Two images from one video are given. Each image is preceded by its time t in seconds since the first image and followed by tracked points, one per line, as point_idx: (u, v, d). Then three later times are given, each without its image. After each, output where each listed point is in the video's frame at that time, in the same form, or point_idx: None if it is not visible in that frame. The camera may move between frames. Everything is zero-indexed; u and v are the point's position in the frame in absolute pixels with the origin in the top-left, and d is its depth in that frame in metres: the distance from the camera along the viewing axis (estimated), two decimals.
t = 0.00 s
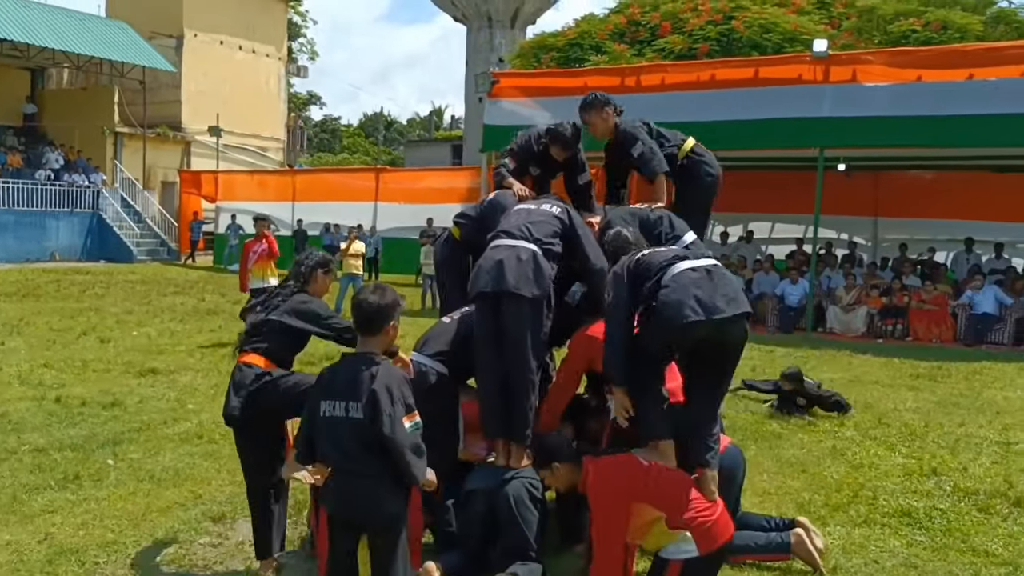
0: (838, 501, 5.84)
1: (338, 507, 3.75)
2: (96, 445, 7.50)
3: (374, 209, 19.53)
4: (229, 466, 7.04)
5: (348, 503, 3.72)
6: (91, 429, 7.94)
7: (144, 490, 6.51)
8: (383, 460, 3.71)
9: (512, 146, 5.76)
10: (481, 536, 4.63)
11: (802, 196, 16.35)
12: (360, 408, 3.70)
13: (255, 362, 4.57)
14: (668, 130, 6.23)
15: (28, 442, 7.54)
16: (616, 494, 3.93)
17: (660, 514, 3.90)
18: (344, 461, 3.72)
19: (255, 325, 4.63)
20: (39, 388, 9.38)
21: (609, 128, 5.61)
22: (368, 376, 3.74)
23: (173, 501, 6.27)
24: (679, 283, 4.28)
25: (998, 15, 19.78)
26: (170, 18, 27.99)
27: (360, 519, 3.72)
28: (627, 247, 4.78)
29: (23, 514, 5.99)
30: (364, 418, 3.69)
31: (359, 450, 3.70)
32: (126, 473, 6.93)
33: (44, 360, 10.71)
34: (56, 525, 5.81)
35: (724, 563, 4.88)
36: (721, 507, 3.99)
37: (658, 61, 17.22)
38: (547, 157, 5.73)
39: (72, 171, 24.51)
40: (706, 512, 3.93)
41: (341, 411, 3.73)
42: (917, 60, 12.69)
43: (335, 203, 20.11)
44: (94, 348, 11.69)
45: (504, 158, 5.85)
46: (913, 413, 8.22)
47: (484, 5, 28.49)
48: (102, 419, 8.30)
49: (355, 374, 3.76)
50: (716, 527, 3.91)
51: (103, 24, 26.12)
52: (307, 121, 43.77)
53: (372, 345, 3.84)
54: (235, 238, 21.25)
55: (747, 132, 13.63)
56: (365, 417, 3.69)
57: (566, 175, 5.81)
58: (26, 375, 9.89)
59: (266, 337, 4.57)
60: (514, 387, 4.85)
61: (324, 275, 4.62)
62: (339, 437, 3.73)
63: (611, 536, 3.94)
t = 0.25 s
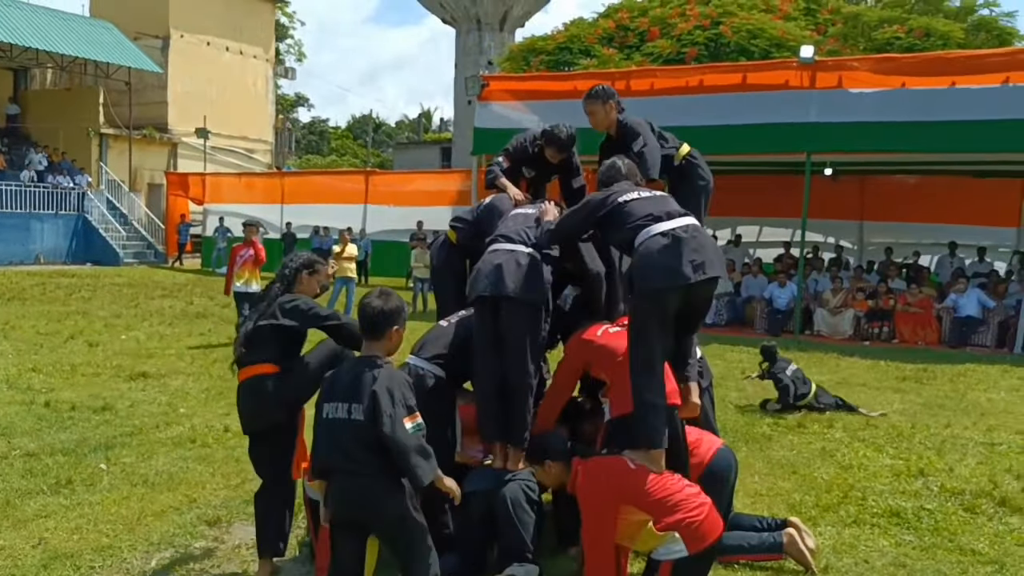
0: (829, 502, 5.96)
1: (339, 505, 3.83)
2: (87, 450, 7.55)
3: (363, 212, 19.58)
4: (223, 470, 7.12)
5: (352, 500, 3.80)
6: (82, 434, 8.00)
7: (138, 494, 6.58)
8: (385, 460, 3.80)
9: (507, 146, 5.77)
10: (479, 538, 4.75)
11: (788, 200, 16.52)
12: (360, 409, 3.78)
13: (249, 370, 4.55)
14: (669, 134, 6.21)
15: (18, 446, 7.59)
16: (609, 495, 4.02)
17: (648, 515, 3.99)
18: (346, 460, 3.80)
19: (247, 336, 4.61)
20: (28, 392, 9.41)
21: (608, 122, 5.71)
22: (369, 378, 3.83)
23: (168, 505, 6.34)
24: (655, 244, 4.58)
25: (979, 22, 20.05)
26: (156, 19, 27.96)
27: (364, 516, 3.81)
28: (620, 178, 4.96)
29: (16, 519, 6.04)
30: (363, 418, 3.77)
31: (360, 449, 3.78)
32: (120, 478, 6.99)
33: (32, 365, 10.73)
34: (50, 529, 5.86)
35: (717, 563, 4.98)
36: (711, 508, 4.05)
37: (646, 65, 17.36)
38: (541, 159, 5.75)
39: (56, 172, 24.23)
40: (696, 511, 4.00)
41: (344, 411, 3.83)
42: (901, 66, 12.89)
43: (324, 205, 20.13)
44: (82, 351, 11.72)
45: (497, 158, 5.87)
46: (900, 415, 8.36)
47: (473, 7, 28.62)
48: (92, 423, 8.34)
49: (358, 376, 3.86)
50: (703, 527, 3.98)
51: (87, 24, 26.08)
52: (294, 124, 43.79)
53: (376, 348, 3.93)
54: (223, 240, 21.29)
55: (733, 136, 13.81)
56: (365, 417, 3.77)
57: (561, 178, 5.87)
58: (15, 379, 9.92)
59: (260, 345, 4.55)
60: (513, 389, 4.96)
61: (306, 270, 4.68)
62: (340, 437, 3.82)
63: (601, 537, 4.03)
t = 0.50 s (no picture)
0: (813, 503, 6.08)
1: (389, 504, 3.94)
2: (72, 456, 7.58)
3: (347, 215, 19.60)
4: (210, 475, 7.17)
5: (398, 500, 3.92)
6: (66, 440, 8.02)
7: (126, 500, 6.62)
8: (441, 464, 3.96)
9: (500, 151, 5.88)
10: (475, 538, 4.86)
11: (769, 205, 16.71)
12: (438, 413, 3.95)
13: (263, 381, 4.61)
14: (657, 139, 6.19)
15: (3, 452, 7.61)
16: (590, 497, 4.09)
17: (632, 515, 4.09)
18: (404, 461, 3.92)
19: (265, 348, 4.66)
20: (10, 398, 9.42)
21: (600, 119, 5.81)
22: (437, 384, 4.00)
23: (156, 511, 6.39)
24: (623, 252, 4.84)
25: (955, 30, 20.35)
26: (136, 22, 27.89)
27: (409, 516, 3.92)
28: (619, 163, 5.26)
29: (4, 525, 6.08)
30: (432, 422, 3.94)
31: (425, 452, 3.93)
32: (107, 484, 7.03)
33: (14, 370, 10.73)
34: (38, 536, 5.90)
35: (704, 563, 5.08)
36: (691, 504, 4.17)
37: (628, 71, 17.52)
38: (533, 163, 5.85)
39: (34, 174, 24.05)
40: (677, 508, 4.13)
41: (408, 413, 3.96)
42: (879, 74, 13.05)
43: (308, 209, 20.16)
44: (64, 356, 11.72)
45: (490, 163, 5.98)
46: (881, 417, 8.52)
47: (457, 12, 28.72)
48: (77, 429, 8.37)
49: (423, 381, 4.01)
50: (686, 523, 4.09)
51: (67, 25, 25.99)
52: (276, 127, 43.74)
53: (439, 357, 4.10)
54: (204, 244, 21.26)
55: (716, 142, 13.97)
56: (435, 422, 3.94)
57: (553, 182, 5.95)
58: None
59: (277, 356, 4.60)
60: (503, 392, 5.10)
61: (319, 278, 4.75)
62: (402, 438, 3.94)
63: (586, 539, 4.08)
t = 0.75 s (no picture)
0: (796, 503, 6.21)
1: (389, 499, 4.02)
2: (55, 462, 7.60)
3: (329, 218, 19.61)
4: (196, 480, 7.21)
5: (397, 492, 4.00)
6: (49, 445, 8.03)
7: (111, 506, 6.65)
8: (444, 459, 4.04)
9: (486, 155, 5.96)
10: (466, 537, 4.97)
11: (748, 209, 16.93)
12: (444, 411, 4.03)
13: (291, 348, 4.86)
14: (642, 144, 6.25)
15: None
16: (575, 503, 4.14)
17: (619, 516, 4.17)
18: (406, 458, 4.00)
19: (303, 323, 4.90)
20: None
21: (583, 125, 5.88)
22: (443, 384, 4.08)
23: (142, 516, 6.43)
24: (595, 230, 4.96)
25: (930, 37, 20.62)
26: (113, 23, 27.79)
27: (406, 510, 4.00)
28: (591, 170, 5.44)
29: None
30: (436, 421, 4.02)
31: (429, 448, 4.01)
32: (91, 490, 7.06)
33: None
34: (23, 543, 5.93)
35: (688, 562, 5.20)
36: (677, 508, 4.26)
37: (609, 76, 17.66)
38: (519, 166, 5.93)
39: (9, 177, 23.81)
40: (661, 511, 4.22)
41: (412, 410, 4.04)
42: (856, 81, 13.22)
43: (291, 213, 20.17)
44: (44, 361, 11.69)
45: (478, 166, 6.04)
46: (861, 418, 8.68)
47: (437, 15, 28.77)
48: (59, 434, 8.38)
49: (428, 381, 4.08)
50: (671, 527, 4.17)
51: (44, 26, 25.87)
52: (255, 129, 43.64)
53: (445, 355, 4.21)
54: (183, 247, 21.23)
55: (696, 147, 14.11)
56: (439, 422, 4.02)
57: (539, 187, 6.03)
58: None
59: (310, 334, 4.83)
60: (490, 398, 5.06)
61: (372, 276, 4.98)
62: (405, 435, 4.02)
63: (575, 538, 4.17)
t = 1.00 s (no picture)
0: (774, 503, 6.25)
1: (329, 501, 3.99)
2: (33, 466, 7.54)
3: (306, 221, 19.53)
4: (176, 484, 7.18)
5: (335, 493, 3.97)
6: (26, 450, 7.97)
7: (91, 510, 6.61)
8: (373, 454, 3.97)
9: (466, 158, 5.96)
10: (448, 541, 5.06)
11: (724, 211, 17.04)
12: (364, 407, 3.98)
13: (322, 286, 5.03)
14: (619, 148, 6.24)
15: None
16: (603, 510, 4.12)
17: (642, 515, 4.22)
18: (336, 458, 3.97)
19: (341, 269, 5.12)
20: None
21: (559, 130, 5.86)
22: (369, 382, 4.03)
23: (122, 521, 6.40)
24: (588, 161, 5.25)
25: (901, 40, 20.80)
26: (86, 24, 27.59)
27: (342, 509, 3.97)
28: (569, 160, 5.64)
29: None
30: (360, 417, 3.97)
31: (354, 446, 3.96)
32: (70, 494, 7.01)
33: None
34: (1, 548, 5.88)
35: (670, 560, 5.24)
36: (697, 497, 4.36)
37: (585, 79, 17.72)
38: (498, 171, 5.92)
39: None
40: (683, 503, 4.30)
41: (339, 410, 4.01)
42: (830, 84, 13.34)
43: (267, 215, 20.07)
44: (20, 365, 11.59)
45: (458, 171, 6.03)
46: (838, 419, 8.77)
47: (412, 18, 28.73)
48: (36, 439, 8.31)
49: (356, 380, 4.05)
50: (699, 520, 4.24)
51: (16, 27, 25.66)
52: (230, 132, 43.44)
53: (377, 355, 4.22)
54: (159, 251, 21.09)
55: (672, 150, 14.18)
56: (363, 418, 3.97)
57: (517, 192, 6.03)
58: None
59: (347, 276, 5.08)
60: (472, 400, 5.00)
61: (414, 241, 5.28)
62: (333, 437, 3.99)
63: (591, 535, 4.12)
